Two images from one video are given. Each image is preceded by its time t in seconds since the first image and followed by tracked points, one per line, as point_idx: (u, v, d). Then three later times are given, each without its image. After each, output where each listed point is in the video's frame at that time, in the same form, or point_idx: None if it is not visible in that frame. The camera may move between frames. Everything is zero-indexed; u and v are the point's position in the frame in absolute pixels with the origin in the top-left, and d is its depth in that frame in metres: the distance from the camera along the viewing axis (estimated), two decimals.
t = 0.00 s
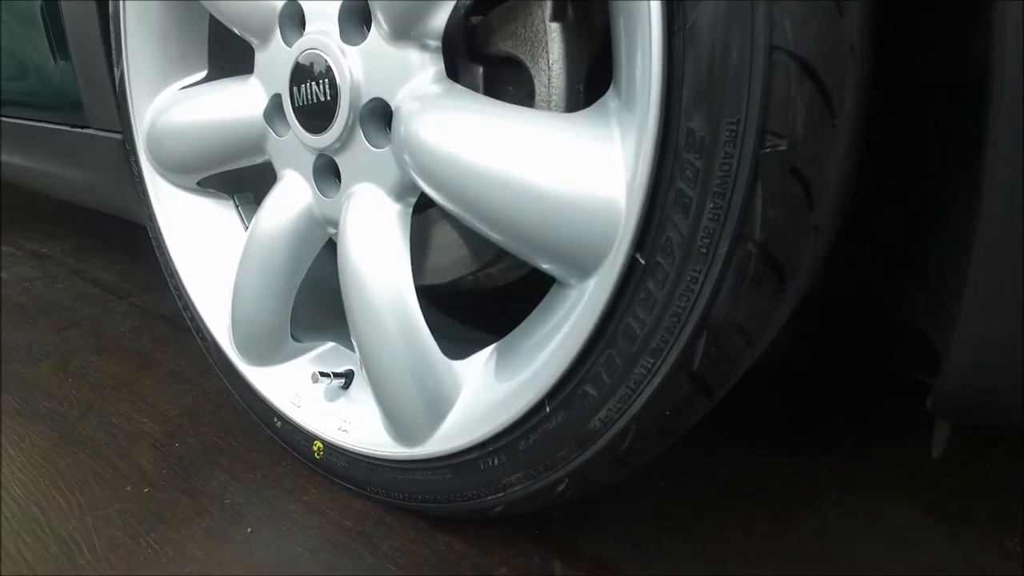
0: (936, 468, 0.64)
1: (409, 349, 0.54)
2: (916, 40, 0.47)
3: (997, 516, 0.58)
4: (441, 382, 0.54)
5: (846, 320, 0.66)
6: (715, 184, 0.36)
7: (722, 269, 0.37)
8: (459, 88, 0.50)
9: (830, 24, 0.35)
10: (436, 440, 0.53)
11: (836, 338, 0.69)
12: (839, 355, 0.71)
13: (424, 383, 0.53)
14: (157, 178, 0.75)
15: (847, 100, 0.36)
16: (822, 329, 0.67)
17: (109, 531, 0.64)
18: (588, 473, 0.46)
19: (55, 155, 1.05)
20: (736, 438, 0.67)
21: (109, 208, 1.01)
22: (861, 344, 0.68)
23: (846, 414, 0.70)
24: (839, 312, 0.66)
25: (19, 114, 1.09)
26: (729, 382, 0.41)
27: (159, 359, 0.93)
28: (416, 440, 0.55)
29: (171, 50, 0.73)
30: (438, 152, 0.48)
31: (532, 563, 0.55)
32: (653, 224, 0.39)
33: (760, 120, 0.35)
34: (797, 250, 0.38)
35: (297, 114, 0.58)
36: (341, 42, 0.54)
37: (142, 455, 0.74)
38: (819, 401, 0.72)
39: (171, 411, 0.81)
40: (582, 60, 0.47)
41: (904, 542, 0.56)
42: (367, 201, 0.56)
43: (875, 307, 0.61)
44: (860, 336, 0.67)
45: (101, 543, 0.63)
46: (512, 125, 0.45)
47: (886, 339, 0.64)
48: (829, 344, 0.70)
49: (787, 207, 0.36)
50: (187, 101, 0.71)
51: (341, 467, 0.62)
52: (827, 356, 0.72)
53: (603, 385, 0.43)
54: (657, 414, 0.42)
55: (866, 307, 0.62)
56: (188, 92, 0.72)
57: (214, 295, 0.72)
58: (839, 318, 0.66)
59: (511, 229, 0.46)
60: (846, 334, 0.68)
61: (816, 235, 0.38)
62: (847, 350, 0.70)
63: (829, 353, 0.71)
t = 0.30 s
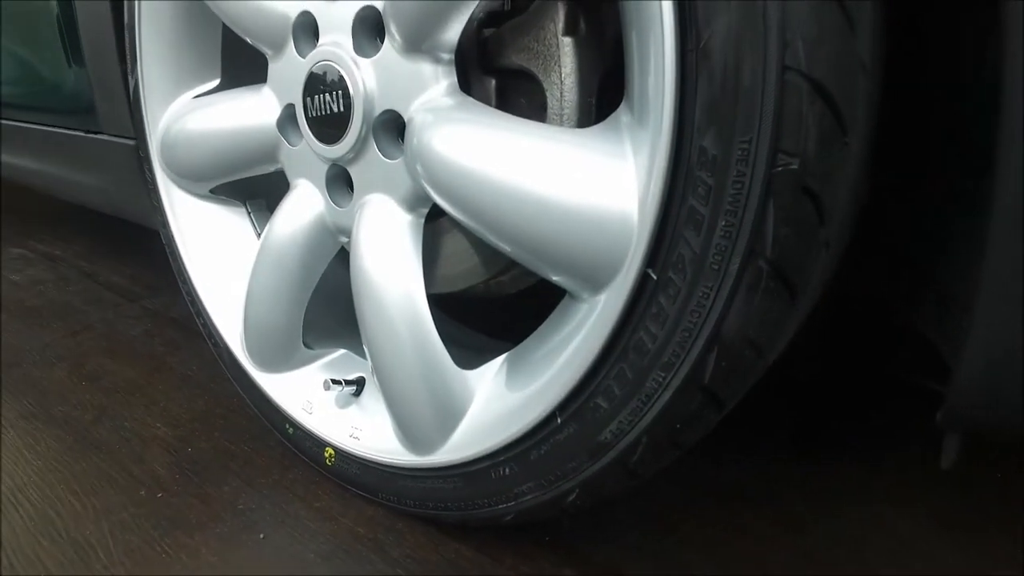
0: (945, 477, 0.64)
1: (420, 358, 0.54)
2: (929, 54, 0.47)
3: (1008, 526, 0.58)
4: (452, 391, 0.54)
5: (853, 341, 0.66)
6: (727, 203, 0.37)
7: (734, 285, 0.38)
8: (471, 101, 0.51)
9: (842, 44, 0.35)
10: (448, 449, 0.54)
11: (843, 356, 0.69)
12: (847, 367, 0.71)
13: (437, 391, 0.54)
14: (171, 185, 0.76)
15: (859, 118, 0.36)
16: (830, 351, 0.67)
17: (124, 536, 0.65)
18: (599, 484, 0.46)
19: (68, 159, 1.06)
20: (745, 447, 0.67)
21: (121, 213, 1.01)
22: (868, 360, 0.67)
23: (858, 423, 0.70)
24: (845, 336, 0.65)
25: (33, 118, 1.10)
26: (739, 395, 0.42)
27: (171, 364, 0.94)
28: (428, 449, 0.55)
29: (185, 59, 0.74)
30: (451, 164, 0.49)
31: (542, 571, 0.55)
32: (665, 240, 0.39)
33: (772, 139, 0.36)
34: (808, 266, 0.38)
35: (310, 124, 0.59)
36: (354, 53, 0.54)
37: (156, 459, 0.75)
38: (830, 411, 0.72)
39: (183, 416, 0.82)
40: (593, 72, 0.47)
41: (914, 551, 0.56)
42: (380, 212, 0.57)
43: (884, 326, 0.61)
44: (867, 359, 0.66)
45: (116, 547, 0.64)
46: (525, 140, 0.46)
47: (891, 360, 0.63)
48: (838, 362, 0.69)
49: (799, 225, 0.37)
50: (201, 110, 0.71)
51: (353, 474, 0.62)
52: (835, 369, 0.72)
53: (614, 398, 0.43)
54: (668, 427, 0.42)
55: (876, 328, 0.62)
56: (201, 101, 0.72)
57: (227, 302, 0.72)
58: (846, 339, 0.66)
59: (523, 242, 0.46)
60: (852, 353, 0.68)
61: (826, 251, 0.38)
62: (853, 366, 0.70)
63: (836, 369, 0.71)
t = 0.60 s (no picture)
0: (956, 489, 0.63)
1: (433, 372, 0.54)
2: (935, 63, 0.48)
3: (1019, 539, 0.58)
4: (464, 404, 0.54)
5: (860, 338, 0.67)
6: (740, 225, 0.37)
7: (746, 304, 0.38)
8: (484, 118, 0.51)
9: (854, 68, 0.36)
10: (459, 460, 0.54)
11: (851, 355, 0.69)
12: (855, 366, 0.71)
13: (449, 404, 0.54)
14: (185, 196, 0.77)
15: (869, 140, 0.36)
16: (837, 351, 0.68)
17: (139, 544, 0.65)
18: (611, 498, 0.47)
19: (81, 166, 1.07)
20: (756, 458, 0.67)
21: (134, 220, 1.02)
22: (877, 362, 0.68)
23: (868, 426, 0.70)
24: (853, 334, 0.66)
25: (46, 125, 1.11)
26: (750, 411, 0.42)
27: (184, 371, 0.95)
28: (439, 460, 0.56)
29: (200, 71, 0.74)
30: (464, 179, 0.49)
31: None
32: (678, 260, 0.39)
33: (786, 162, 0.36)
34: (820, 286, 0.38)
35: (325, 138, 0.60)
36: (368, 69, 0.55)
37: (169, 467, 0.75)
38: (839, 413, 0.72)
39: (196, 423, 0.82)
40: (606, 89, 0.48)
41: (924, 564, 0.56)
42: (393, 227, 0.57)
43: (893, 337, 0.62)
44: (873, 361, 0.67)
45: (131, 555, 0.64)
46: (538, 157, 0.46)
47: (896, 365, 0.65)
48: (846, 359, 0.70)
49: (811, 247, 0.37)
50: (216, 121, 0.72)
51: (365, 483, 0.63)
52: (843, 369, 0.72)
53: (627, 414, 0.43)
54: (680, 443, 0.43)
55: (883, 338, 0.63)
56: (216, 113, 0.73)
57: (239, 311, 0.73)
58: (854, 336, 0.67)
59: (536, 258, 0.46)
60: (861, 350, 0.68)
61: (837, 270, 0.38)
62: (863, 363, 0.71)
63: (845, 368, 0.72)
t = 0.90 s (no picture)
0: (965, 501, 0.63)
1: (441, 384, 0.55)
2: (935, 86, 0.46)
3: None
4: (472, 416, 0.55)
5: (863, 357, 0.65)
6: (748, 244, 0.37)
7: (753, 323, 0.38)
8: (492, 134, 0.52)
9: (861, 89, 0.36)
10: (466, 472, 0.55)
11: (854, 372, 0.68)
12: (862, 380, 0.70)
13: (456, 417, 0.54)
14: (195, 206, 0.77)
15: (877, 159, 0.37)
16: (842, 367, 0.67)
17: (148, 553, 0.66)
18: (618, 512, 0.47)
19: (90, 174, 1.07)
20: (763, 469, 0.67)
21: (144, 228, 1.03)
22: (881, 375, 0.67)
23: (874, 437, 0.70)
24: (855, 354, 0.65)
25: (53, 133, 1.12)
26: (756, 427, 0.42)
27: (192, 379, 0.95)
28: (447, 472, 0.56)
29: (210, 83, 0.75)
30: (473, 194, 0.50)
31: None
32: (686, 277, 0.40)
33: (794, 183, 0.36)
34: (828, 305, 0.38)
35: (334, 151, 0.60)
36: (378, 83, 0.55)
37: (178, 475, 0.76)
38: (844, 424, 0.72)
39: (204, 431, 0.83)
40: (615, 105, 0.48)
41: None
42: (402, 240, 0.57)
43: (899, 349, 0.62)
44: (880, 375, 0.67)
45: (141, 564, 0.65)
46: (546, 173, 0.47)
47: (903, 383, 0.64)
48: (849, 376, 0.69)
49: (818, 266, 0.37)
50: (226, 133, 0.73)
51: (373, 494, 0.63)
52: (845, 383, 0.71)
53: (634, 429, 0.44)
54: (687, 459, 0.43)
55: (889, 350, 0.63)
56: (226, 124, 0.74)
57: (248, 321, 0.73)
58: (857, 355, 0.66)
59: (544, 272, 0.47)
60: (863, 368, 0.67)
61: (845, 289, 0.38)
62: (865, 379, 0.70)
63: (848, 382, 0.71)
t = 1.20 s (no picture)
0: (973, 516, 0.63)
1: (447, 398, 0.55)
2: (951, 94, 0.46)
3: None
4: (479, 430, 0.55)
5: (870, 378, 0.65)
6: (753, 264, 0.38)
7: (759, 342, 0.38)
8: (500, 151, 0.52)
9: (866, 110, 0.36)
10: (473, 486, 0.55)
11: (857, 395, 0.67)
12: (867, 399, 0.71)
13: (462, 430, 0.55)
14: (204, 218, 0.78)
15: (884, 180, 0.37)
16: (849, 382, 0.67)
17: (157, 564, 0.68)
18: (624, 528, 0.47)
19: (99, 183, 1.08)
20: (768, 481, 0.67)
21: (152, 237, 1.04)
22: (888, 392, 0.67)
23: (881, 453, 0.69)
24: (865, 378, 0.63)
25: (62, 142, 1.12)
26: (762, 446, 0.42)
27: (200, 388, 0.96)
28: (453, 485, 0.56)
29: (220, 95, 0.76)
30: (480, 210, 0.50)
31: None
32: (693, 296, 0.40)
33: (799, 205, 0.36)
34: (834, 326, 0.39)
35: (343, 165, 0.61)
36: (387, 98, 0.56)
37: (186, 485, 0.77)
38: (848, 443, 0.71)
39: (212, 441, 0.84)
40: (621, 122, 0.49)
41: None
42: (409, 255, 0.58)
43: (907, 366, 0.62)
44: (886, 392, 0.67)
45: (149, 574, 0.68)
46: (553, 192, 0.47)
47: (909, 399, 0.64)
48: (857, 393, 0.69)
49: (823, 286, 0.37)
50: (236, 146, 0.73)
51: (379, 505, 0.63)
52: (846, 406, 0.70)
53: (640, 446, 0.44)
54: (693, 476, 0.43)
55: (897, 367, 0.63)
56: (236, 137, 0.74)
57: (255, 332, 0.74)
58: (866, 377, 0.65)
59: (550, 289, 0.47)
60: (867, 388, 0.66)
61: (852, 310, 0.38)
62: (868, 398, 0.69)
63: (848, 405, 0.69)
